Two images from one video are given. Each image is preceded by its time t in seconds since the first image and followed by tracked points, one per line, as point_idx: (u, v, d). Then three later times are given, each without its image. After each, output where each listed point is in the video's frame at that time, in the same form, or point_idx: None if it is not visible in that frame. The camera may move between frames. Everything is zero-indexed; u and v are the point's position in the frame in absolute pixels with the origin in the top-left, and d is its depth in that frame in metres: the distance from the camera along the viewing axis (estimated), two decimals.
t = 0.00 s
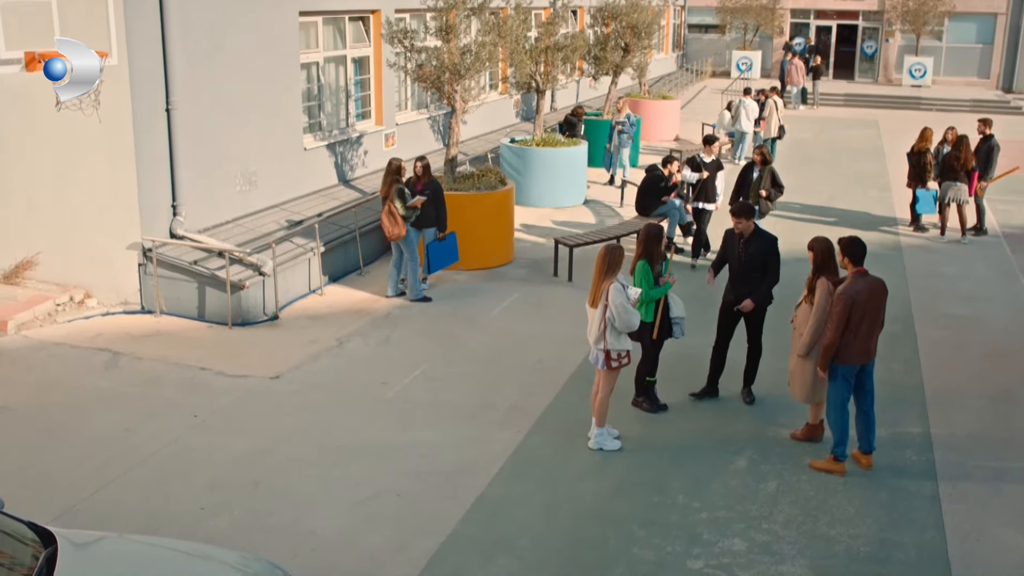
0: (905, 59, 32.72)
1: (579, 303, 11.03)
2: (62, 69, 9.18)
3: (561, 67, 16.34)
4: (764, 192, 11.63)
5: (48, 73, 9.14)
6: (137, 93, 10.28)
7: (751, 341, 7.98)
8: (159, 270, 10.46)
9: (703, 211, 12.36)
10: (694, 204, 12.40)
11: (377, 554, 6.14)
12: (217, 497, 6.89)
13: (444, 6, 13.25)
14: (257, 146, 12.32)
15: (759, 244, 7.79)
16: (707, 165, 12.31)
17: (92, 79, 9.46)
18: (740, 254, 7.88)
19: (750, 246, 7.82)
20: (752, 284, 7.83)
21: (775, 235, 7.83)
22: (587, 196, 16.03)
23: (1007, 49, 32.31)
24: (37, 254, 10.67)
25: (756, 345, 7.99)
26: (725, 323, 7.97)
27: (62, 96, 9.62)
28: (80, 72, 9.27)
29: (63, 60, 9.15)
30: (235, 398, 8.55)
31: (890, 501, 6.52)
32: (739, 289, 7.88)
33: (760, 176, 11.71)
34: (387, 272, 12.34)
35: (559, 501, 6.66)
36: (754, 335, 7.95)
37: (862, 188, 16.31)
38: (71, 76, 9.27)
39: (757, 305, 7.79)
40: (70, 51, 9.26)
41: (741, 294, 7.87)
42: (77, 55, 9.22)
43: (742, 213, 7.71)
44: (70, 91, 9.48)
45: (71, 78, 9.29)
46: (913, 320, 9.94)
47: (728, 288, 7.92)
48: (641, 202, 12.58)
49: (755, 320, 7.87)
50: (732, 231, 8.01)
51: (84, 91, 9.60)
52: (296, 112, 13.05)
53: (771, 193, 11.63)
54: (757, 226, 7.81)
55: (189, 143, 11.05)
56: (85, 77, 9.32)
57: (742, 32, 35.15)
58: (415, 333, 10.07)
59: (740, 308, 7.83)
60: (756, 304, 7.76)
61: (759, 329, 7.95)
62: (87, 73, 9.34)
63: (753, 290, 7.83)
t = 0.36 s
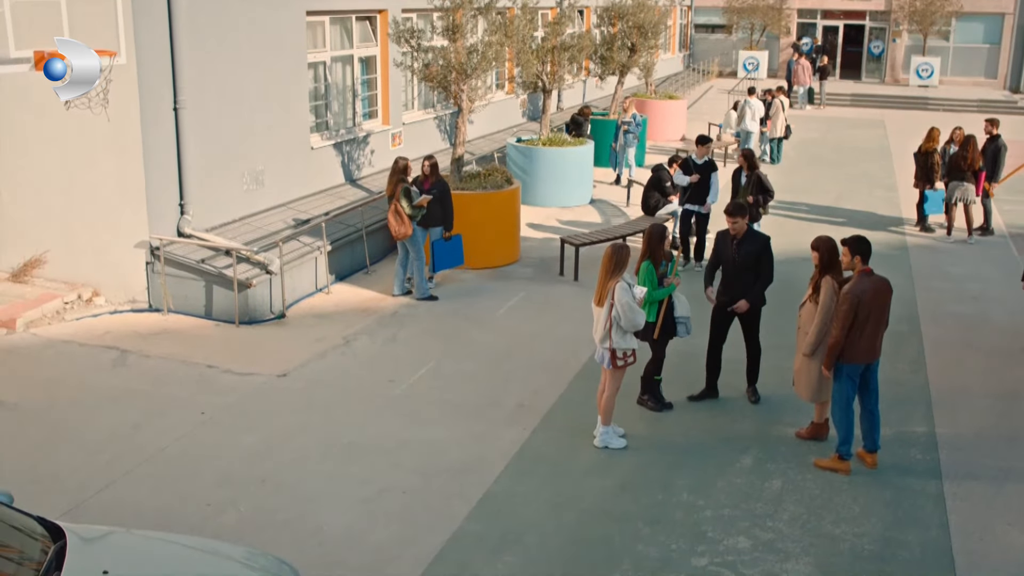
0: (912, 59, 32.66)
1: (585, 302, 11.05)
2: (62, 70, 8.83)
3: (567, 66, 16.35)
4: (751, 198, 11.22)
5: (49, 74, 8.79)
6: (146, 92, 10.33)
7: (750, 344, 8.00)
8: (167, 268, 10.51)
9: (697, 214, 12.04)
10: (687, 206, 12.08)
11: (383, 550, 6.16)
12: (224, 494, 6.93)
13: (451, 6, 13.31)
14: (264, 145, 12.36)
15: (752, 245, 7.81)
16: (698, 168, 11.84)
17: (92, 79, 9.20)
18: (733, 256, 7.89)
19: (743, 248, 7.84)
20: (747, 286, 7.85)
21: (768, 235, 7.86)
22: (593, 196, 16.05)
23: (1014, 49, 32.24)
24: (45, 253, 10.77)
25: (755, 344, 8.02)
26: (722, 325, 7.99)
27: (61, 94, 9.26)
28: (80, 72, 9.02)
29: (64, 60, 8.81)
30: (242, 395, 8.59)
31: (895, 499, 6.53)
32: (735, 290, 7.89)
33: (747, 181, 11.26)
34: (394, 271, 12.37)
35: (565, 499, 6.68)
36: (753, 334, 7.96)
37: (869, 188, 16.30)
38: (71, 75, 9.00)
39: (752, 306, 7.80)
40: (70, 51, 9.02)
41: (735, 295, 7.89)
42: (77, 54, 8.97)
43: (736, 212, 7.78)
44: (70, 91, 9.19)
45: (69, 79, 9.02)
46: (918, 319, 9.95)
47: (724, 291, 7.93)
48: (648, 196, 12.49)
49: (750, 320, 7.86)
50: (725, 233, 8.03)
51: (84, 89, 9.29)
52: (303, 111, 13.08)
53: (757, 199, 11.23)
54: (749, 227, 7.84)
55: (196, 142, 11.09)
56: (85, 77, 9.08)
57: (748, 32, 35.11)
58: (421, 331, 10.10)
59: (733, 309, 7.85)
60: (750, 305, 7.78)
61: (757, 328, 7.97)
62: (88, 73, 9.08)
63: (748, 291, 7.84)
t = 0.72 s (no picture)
0: (920, 59, 32.60)
1: (591, 301, 11.08)
2: (62, 69, 8.69)
3: (574, 66, 16.35)
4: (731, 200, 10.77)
5: (49, 74, 8.63)
6: (155, 93, 10.33)
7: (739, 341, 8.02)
8: (175, 267, 10.60)
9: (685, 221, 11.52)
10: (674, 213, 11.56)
11: (389, 547, 6.20)
12: (232, 490, 6.97)
13: (458, 5, 13.29)
14: (272, 144, 12.40)
15: (739, 243, 7.82)
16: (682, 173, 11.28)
17: (91, 79, 9.11)
18: (718, 253, 7.87)
19: (728, 245, 7.84)
20: (731, 283, 7.85)
21: (752, 234, 7.90)
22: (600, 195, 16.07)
23: (1022, 49, 32.17)
24: (55, 252, 10.90)
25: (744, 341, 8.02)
26: (710, 322, 8.00)
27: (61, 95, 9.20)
28: (80, 72, 8.92)
29: (64, 60, 8.67)
30: (250, 393, 8.64)
31: (900, 497, 6.54)
32: (718, 286, 7.88)
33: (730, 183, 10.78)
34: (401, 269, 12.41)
35: (570, 496, 6.71)
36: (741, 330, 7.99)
37: (875, 188, 16.29)
38: (71, 76, 8.92)
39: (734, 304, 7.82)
40: (70, 52, 8.88)
41: (720, 293, 7.88)
42: (77, 55, 8.87)
43: (727, 209, 7.70)
44: (70, 91, 9.12)
45: (69, 78, 8.91)
46: (924, 319, 9.95)
47: (707, 286, 7.91)
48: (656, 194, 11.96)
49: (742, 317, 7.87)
50: (708, 230, 8.00)
51: (84, 90, 9.23)
52: (311, 111, 13.13)
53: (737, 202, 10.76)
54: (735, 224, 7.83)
55: (205, 141, 11.13)
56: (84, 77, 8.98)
57: (756, 32, 35.06)
58: (427, 330, 10.13)
59: (716, 307, 7.85)
60: (735, 303, 7.80)
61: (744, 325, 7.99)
62: (87, 73, 8.98)
63: (732, 288, 7.85)
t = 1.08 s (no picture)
0: (928, 59, 32.53)
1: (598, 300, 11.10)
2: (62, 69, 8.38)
3: (582, 65, 16.36)
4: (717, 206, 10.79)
5: (49, 74, 8.31)
6: (165, 92, 10.42)
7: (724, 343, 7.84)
8: (184, 264, 10.64)
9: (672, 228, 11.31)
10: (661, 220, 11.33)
11: (397, 543, 6.23)
12: (240, 487, 7.02)
13: (467, 5, 13.34)
14: (281, 143, 12.45)
15: (732, 243, 7.70)
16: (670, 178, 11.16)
17: (92, 79, 8.80)
18: (711, 255, 7.75)
19: (722, 246, 7.72)
20: (725, 285, 7.72)
21: (745, 235, 7.77)
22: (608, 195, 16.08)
23: None
24: (65, 250, 11.02)
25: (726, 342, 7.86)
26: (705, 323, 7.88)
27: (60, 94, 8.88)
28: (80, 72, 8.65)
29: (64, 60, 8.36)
30: (258, 390, 8.69)
31: (906, 496, 6.56)
32: (713, 288, 7.76)
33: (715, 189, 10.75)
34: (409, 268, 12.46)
35: (577, 493, 6.74)
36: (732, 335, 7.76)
37: (884, 188, 16.28)
38: (71, 76, 8.66)
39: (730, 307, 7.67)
40: (70, 52, 8.62)
41: (714, 295, 7.76)
42: (77, 54, 8.59)
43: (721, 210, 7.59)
44: (70, 91, 8.81)
45: (68, 79, 8.67)
46: (931, 318, 9.96)
47: (702, 289, 7.79)
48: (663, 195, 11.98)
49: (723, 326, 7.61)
50: (701, 230, 7.89)
51: (84, 90, 8.91)
52: (319, 110, 13.18)
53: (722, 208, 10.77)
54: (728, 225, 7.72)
55: (214, 139, 11.19)
56: (85, 78, 8.73)
57: (764, 32, 35.01)
58: (435, 328, 10.17)
59: (710, 309, 7.72)
60: (729, 305, 7.66)
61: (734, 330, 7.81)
62: (87, 73, 8.70)
63: (726, 290, 7.71)
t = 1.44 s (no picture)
0: (940, 59, 32.45)
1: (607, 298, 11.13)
2: (62, 68, 8.19)
3: (592, 64, 16.37)
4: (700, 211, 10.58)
5: (49, 74, 8.14)
6: (179, 91, 10.44)
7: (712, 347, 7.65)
8: (196, 262, 10.70)
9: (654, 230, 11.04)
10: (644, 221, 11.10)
11: (406, 537, 6.28)
12: (251, 481, 7.09)
13: (477, 4, 13.39)
14: (292, 141, 12.52)
15: (733, 250, 7.53)
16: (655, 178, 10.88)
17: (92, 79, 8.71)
18: (711, 260, 7.61)
19: (722, 251, 7.57)
20: (719, 291, 7.54)
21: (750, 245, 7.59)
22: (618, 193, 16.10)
23: None
24: (79, 246, 11.13)
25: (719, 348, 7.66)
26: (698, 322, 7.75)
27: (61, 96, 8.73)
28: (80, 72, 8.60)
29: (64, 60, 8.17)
30: (269, 386, 8.75)
31: (913, 493, 6.57)
32: (707, 292, 7.60)
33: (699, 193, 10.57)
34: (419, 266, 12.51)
35: (585, 488, 6.78)
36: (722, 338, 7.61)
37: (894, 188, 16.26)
38: (71, 76, 8.58)
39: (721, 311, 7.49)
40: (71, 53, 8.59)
41: (706, 299, 7.59)
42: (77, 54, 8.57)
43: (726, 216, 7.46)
44: (70, 91, 8.68)
45: (69, 79, 8.57)
46: (941, 317, 9.96)
47: (696, 292, 7.65)
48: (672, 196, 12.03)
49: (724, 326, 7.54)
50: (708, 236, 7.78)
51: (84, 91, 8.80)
52: (331, 108, 13.24)
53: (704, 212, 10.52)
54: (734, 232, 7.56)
55: (227, 137, 11.25)
56: (85, 79, 8.64)
57: (775, 32, 34.95)
58: (445, 325, 10.22)
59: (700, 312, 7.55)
60: (717, 310, 7.45)
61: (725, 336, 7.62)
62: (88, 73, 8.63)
63: (721, 296, 7.53)
